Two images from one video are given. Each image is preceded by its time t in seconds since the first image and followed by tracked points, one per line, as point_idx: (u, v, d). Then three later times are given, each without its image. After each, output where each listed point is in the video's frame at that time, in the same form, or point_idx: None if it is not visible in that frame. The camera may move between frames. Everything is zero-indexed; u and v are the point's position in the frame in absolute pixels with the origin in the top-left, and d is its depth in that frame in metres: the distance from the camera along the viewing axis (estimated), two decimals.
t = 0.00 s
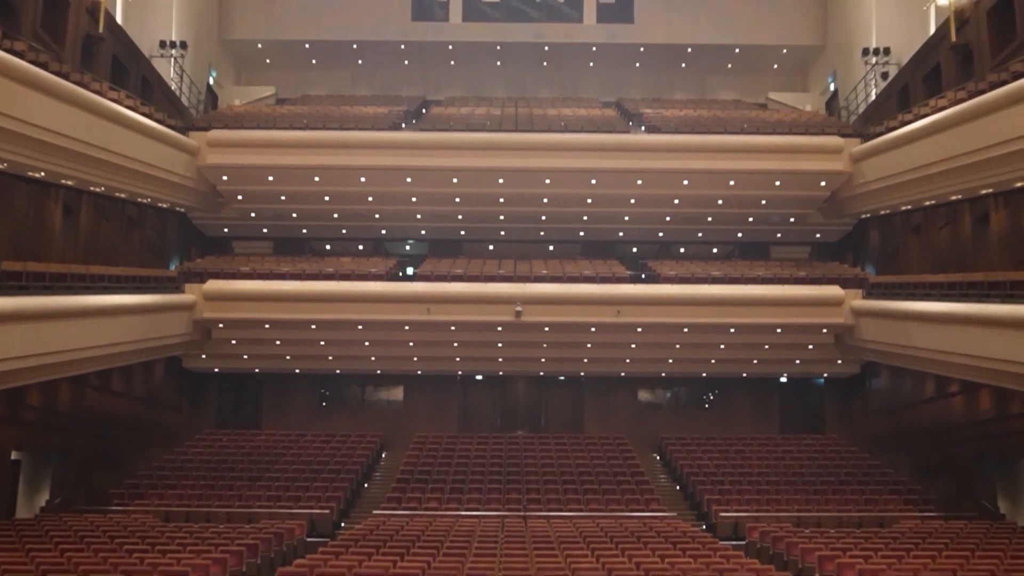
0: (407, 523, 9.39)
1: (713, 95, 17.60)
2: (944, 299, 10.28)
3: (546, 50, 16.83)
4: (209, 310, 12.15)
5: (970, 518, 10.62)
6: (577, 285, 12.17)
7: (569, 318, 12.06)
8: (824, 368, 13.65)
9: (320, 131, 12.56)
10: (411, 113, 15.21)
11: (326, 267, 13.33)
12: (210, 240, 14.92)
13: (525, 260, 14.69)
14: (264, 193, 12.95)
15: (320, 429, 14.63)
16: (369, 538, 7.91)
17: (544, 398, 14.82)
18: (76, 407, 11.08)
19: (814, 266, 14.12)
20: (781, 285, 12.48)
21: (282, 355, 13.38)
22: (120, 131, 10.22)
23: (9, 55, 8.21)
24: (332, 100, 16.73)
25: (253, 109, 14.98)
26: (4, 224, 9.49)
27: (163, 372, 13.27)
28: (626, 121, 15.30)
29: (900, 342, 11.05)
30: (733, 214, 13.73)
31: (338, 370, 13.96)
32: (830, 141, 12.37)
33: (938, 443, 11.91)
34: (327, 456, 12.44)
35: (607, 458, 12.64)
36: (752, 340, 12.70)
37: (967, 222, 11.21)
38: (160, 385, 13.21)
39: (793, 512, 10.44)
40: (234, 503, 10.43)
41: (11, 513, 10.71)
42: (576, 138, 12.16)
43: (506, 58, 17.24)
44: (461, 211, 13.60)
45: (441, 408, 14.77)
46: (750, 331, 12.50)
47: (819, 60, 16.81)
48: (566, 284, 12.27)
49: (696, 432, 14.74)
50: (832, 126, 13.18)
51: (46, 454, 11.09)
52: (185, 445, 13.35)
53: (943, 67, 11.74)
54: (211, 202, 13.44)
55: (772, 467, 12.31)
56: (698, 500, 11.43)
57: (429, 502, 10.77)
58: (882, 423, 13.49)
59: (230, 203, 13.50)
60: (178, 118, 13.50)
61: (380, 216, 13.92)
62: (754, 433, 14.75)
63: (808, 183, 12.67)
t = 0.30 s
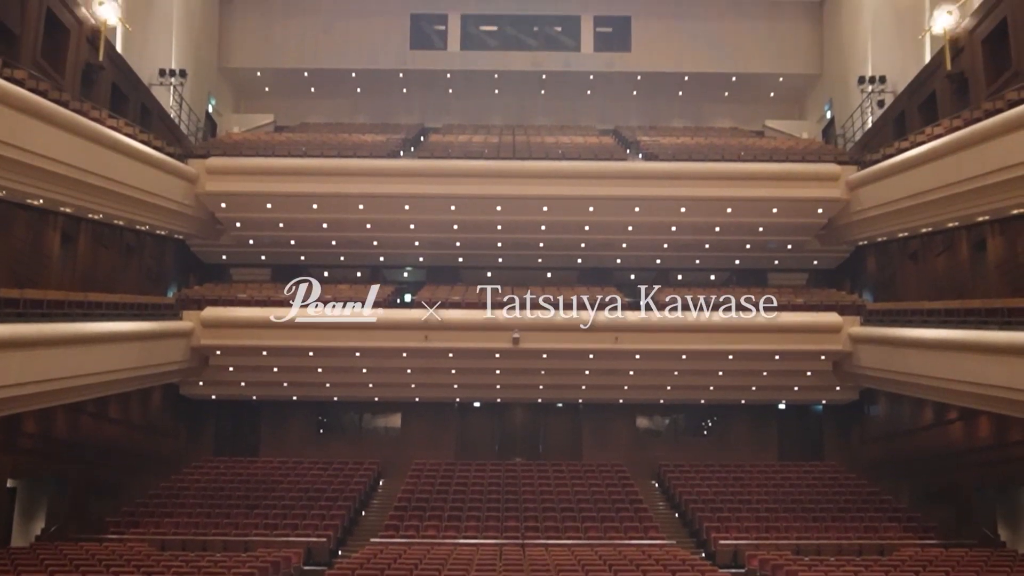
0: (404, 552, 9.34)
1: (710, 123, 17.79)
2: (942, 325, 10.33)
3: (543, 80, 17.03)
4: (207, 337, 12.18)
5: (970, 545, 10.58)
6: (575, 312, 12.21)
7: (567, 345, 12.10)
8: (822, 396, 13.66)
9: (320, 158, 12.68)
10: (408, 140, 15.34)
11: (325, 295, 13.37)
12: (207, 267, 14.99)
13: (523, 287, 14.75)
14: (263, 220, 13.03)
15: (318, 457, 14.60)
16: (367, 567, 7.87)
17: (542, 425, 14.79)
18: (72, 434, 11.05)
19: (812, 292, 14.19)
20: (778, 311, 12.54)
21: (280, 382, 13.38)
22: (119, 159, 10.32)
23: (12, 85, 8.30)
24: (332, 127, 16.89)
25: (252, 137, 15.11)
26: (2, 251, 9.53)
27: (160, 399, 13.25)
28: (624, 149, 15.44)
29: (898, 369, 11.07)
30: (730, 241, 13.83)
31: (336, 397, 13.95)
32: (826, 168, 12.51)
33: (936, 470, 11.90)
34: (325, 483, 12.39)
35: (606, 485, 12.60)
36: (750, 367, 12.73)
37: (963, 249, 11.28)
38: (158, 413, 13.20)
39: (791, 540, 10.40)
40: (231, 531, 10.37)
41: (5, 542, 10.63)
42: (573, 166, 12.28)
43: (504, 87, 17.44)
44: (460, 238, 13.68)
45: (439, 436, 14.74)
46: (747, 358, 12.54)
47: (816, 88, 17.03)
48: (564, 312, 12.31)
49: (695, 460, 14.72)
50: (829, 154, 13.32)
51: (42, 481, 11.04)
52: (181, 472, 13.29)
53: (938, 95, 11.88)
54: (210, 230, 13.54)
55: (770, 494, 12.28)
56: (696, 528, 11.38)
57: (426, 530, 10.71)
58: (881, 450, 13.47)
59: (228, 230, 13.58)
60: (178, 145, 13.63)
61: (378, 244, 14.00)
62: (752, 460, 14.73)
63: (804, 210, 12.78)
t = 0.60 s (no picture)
0: None
1: (705, 153, 18.00)
2: (939, 354, 10.39)
3: (541, 109, 17.23)
4: (205, 365, 12.20)
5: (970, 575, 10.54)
6: (572, 340, 12.27)
7: (564, 373, 12.14)
8: (819, 424, 13.68)
9: (320, 187, 12.79)
10: (405, 169, 15.43)
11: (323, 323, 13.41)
12: (204, 294, 15.05)
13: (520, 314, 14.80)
14: (261, 248, 13.12)
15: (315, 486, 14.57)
16: None
17: (540, 453, 14.75)
18: (68, 462, 11.03)
19: (809, 320, 14.27)
20: (775, 340, 12.59)
21: (278, 410, 13.37)
22: (118, 187, 10.40)
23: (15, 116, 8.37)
24: (332, 156, 17.03)
25: (252, 165, 15.22)
26: None
27: (157, 427, 13.23)
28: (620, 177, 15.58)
29: (896, 397, 11.11)
30: (726, 269, 13.93)
31: (333, 425, 13.93)
32: (821, 197, 12.63)
33: (935, 498, 11.88)
34: (321, 511, 12.35)
35: (604, 514, 12.57)
36: (747, 395, 12.76)
37: (960, 277, 11.36)
38: (154, 441, 13.18)
39: (790, 570, 10.36)
40: (226, 560, 10.32)
41: None
42: (570, 195, 12.40)
43: (502, 117, 17.63)
44: (457, 266, 13.77)
45: (436, 465, 14.71)
46: (745, 386, 12.57)
47: (811, 117, 17.24)
48: (561, 340, 12.36)
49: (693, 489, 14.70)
50: (824, 182, 13.45)
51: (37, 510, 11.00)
52: (177, 501, 13.24)
53: (933, 125, 12.01)
54: (207, 257, 13.63)
55: (769, 523, 12.25)
56: (694, 557, 11.34)
57: (423, 560, 10.66)
58: (880, 479, 13.47)
59: (226, 257, 13.65)
60: (176, 173, 13.74)
61: (376, 271, 14.07)
62: (750, 489, 14.71)
63: (800, 239, 12.89)
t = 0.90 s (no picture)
0: None
1: (702, 182, 18.10)
2: (936, 383, 10.37)
3: (538, 138, 17.34)
4: (201, 393, 12.14)
5: None
6: (570, 369, 12.23)
7: (562, 403, 12.09)
8: (818, 453, 13.60)
9: (317, 216, 12.82)
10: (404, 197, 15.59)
11: (319, 351, 13.37)
12: (201, 322, 15.03)
13: (517, 342, 14.77)
14: (258, 277, 13.11)
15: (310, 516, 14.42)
16: None
17: (538, 482, 14.63)
18: (63, 492, 10.92)
19: (806, 349, 14.25)
20: (773, 369, 12.56)
21: (274, 439, 13.26)
22: (116, 215, 10.42)
23: (15, 144, 8.40)
24: (330, 184, 17.10)
25: (249, 194, 15.27)
26: None
27: (153, 456, 13.12)
28: (617, 206, 15.64)
29: (894, 426, 11.06)
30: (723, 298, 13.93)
31: (329, 454, 13.83)
32: (818, 226, 12.68)
33: (935, 529, 11.79)
34: (316, 541, 12.22)
35: (602, 544, 12.45)
36: (745, 425, 12.70)
37: (956, 305, 11.37)
38: (149, 471, 13.06)
39: None
40: None
41: None
42: (566, 223, 12.44)
43: (500, 146, 17.73)
44: (454, 295, 13.76)
45: (433, 495, 14.57)
46: (743, 415, 12.51)
47: (807, 147, 17.38)
48: (558, 369, 12.32)
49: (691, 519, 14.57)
50: (821, 212, 13.51)
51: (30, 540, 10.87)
52: (171, 531, 13.10)
53: (929, 154, 12.09)
54: (204, 285, 13.62)
55: (768, 553, 12.13)
56: None
57: None
58: (879, 508, 13.36)
59: (223, 285, 13.63)
60: (174, 202, 13.76)
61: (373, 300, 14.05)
62: (749, 519, 14.59)
63: (797, 268, 12.91)
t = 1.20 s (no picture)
0: None
1: (699, 212, 18.19)
2: (934, 413, 10.32)
3: (535, 168, 17.42)
4: (196, 423, 12.05)
5: None
6: (568, 399, 12.17)
7: (559, 433, 12.01)
8: (817, 484, 13.49)
9: (316, 245, 12.84)
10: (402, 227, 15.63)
11: (315, 381, 13.29)
12: (198, 351, 14.97)
13: (514, 371, 14.71)
14: (255, 306, 13.08)
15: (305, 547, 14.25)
16: None
17: (535, 513, 14.48)
18: (56, 523, 10.79)
19: (804, 379, 14.21)
20: (770, 399, 12.51)
21: (268, 469, 13.13)
22: (114, 244, 10.42)
23: (14, 174, 8.43)
24: (327, 213, 17.14)
25: (247, 223, 15.29)
26: None
27: (147, 486, 12.98)
28: (614, 236, 15.66)
29: (893, 457, 10.99)
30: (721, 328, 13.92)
31: (324, 484, 13.70)
32: (815, 256, 12.72)
33: (934, 561, 11.66)
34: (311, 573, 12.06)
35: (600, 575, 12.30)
36: (744, 455, 12.61)
37: (953, 335, 11.36)
38: (143, 501, 12.92)
39: None
40: None
41: None
42: (564, 253, 12.44)
43: (497, 176, 17.82)
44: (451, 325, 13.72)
45: (429, 526, 14.41)
46: (741, 445, 12.43)
47: (804, 177, 17.50)
48: (555, 399, 12.26)
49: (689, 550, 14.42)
50: (818, 241, 13.56)
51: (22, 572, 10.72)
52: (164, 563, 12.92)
53: (924, 185, 12.17)
54: (201, 314, 13.59)
55: None
56: None
57: None
58: (878, 540, 13.24)
59: (219, 314, 13.59)
60: (171, 231, 13.77)
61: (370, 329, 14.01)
62: (748, 550, 14.44)
63: (794, 298, 12.91)
